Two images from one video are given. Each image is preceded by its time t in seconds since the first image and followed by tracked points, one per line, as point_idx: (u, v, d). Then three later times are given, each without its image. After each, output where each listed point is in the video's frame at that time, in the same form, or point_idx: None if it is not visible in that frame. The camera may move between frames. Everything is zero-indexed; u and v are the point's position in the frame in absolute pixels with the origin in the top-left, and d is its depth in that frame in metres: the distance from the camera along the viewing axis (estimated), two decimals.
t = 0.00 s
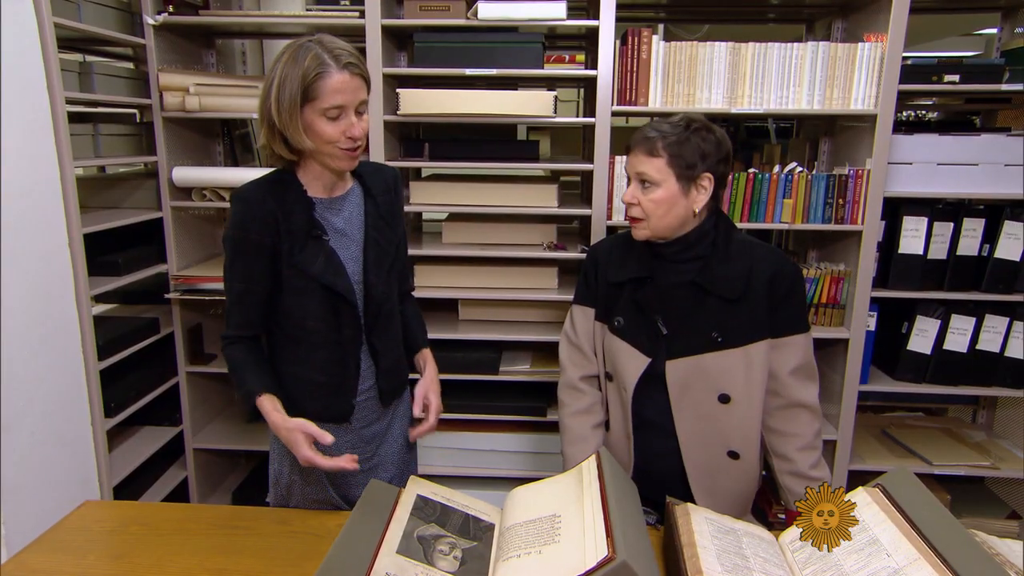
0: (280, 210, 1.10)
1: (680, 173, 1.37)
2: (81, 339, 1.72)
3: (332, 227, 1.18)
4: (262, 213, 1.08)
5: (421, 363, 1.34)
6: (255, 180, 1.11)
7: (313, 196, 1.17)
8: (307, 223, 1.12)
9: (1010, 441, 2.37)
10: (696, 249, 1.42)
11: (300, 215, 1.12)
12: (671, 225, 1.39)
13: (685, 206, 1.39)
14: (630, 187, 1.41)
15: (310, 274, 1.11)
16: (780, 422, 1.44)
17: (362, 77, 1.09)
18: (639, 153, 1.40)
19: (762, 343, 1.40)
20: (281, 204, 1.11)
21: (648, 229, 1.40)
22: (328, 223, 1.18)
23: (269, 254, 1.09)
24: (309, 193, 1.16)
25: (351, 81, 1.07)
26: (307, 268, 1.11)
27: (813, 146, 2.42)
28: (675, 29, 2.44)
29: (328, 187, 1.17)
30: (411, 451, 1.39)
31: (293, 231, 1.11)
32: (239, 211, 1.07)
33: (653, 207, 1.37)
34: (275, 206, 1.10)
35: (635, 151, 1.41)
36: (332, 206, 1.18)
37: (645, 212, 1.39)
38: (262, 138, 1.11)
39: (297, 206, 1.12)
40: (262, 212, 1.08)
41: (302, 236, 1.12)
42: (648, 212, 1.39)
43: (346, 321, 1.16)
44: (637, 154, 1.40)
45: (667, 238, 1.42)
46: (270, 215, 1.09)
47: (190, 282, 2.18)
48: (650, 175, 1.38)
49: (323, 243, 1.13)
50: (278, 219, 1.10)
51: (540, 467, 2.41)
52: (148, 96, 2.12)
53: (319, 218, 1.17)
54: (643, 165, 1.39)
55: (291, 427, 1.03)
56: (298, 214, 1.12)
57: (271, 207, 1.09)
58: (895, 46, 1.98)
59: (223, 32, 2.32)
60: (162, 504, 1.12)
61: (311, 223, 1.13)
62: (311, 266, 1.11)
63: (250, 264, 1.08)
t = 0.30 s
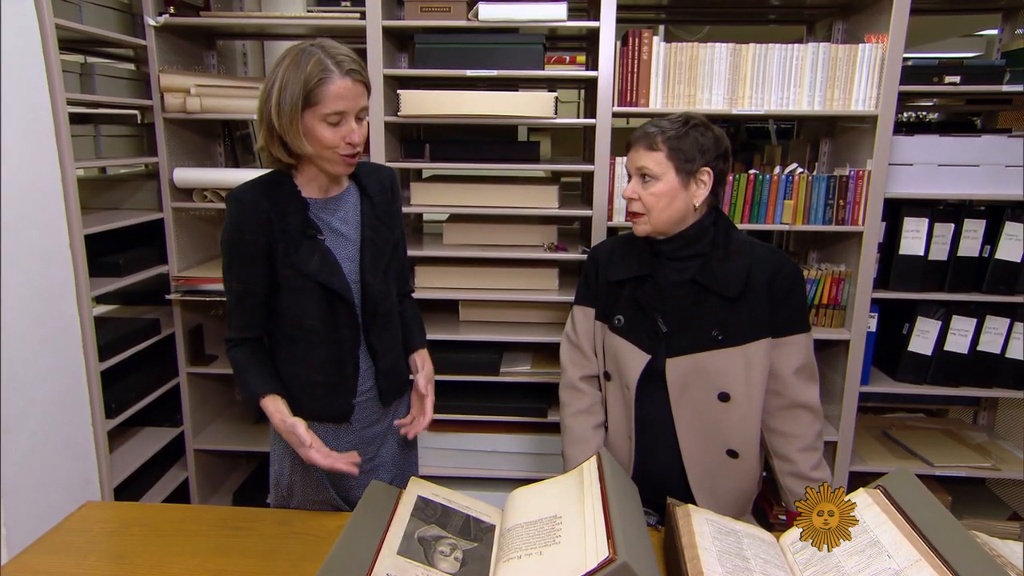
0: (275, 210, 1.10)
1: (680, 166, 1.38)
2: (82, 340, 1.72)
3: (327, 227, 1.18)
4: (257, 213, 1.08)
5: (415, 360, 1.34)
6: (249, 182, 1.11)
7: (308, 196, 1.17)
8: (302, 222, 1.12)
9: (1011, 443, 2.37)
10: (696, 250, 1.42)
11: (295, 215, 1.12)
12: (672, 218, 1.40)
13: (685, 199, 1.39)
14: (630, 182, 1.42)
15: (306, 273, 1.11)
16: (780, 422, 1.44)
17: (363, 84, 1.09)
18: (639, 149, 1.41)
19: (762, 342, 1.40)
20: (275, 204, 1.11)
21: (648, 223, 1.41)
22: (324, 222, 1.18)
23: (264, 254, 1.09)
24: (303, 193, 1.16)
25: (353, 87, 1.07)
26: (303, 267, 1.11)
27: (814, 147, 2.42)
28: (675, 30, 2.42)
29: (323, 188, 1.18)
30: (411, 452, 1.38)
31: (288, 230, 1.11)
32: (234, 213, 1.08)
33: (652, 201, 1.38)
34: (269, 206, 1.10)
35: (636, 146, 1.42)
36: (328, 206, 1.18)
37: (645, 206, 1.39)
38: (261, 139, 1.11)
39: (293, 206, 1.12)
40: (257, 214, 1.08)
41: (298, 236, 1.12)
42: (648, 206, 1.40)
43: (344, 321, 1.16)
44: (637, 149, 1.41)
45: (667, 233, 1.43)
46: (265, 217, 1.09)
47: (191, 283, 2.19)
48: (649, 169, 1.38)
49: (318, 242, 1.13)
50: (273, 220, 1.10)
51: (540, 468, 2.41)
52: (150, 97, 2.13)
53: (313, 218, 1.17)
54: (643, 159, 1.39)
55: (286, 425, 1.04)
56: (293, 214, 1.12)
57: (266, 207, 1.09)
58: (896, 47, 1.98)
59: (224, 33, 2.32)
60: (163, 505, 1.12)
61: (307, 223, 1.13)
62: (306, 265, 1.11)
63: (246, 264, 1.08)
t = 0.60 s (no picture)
0: (274, 212, 1.10)
1: (681, 166, 1.37)
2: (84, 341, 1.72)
3: (328, 228, 1.18)
4: (256, 215, 1.08)
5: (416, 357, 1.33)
6: (248, 184, 1.11)
7: (308, 198, 1.17)
8: (302, 224, 1.12)
9: (1014, 444, 2.36)
10: (697, 251, 1.42)
11: (295, 217, 1.12)
12: (672, 219, 1.39)
13: (685, 199, 1.39)
14: (631, 182, 1.42)
15: (306, 275, 1.11)
16: (781, 423, 1.44)
17: (365, 85, 1.10)
18: (641, 149, 1.41)
19: (763, 342, 1.39)
20: (274, 206, 1.10)
21: (648, 223, 1.41)
22: (324, 223, 1.18)
23: (264, 257, 1.09)
24: (303, 195, 1.16)
25: (355, 88, 1.07)
26: (302, 270, 1.11)
27: (816, 148, 2.42)
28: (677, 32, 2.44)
29: (323, 190, 1.18)
30: (413, 452, 1.38)
31: (287, 233, 1.11)
32: (233, 215, 1.08)
33: (653, 200, 1.38)
34: (268, 209, 1.10)
35: (637, 146, 1.42)
36: (328, 207, 1.19)
37: (646, 206, 1.39)
38: (262, 139, 1.11)
39: (293, 207, 1.12)
40: (257, 215, 1.08)
41: (298, 237, 1.12)
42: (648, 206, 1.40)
43: (344, 322, 1.16)
44: (640, 149, 1.41)
45: (668, 233, 1.43)
46: (265, 218, 1.09)
47: (192, 283, 2.19)
48: (650, 169, 1.38)
49: (318, 244, 1.13)
50: (272, 223, 1.10)
51: (541, 469, 2.41)
52: (152, 98, 2.13)
53: (313, 219, 1.17)
54: (645, 159, 1.39)
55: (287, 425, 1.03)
56: (292, 216, 1.11)
57: (266, 210, 1.09)
58: (898, 48, 1.98)
59: (226, 34, 2.32)
60: (164, 505, 1.12)
61: (306, 224, 1.13)
62: (306, 267, 1.11)
63: (246, 267, 1.08)
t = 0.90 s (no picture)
0: (274, 213, 1.10)
1: (684, 167, 1.37)
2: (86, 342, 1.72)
3: (328, 229, 1.18)
4: (255, 216, 1.08)
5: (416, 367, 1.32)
6: (248, 186, 1.11)
7: (306, 199, 1.17)
8: (301, 226, 1.12)
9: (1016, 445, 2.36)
10: (699, 252, 1.42)
11: (294, 219, 1.12)
12: (675, 219, 1.39)
13: (688, 200, 1.39)
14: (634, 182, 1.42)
15: (306, 276, 1.11)
16: (782, 424, 1.44)
17: (370, 87, 1.11)
18: (644, 148, 1.41)
19: (765, 343, 1.40)
20: (274, 208, 1.10)
21: (650, 222, 1.41)
22: (323, 224, 1.18)
23: (263, 259, 1.09)
24: (302, 195, 1.16)
25: (361, 88, 1.08)
26: (302, 271, 1.11)
27: (817, 148, 2.43)
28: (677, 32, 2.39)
29: (321, 190, 1.18)
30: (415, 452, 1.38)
31: (287, 234, 1.11)
32: (233, 218, 1.08)
33: (655, 200, 1.38)
34: (267, 211, 1.09)
35: (640, 146, 1.42)
36: (326, 208, 1.19)
37: (648, 206, 1.40)
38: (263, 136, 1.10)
39: (292, 209, 1.12)
40: (257, 217, 1.08)
41: (297, 238, 1.12)
42: (651, 205, 1.39)
43: (345, 323, 1.16)
44: (643, 148, 1.41)
45: (669, 234, 1.43)
46: (264, 220, 1.09)
47: (194, 284, 2.19)
48: (653, 168, 1.38)
49: (317, 245, 1.13)
50: (271, 224, 1.09)
51: (543, 469, 2.41)
52: (153, 99, 2.13)
53: (312, 220, 1.17)
54: (648, 159, 1.39)
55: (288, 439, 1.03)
56: (292, 218, 1.11)
57: (265, 211, 1.09)
58: (899, 48, 1.98)
59: (227, 35, 2.33)
60: (166, 506, 1.12)
61: (306, 226, 1.13)
62: (306, 269, 1.11)
63: (246, 269, 1.08)
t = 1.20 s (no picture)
0: (275, 215, 1.10)
1: (686, 169, 1.38)
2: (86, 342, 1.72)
3: (328, 231, 1.19)
4: (256, 219, 1.08)
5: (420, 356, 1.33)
6: (248, 189, 1.11)
7: (309, 200, 1.17)
8: (302, 228, 1.12)
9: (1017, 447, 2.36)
10: (701, 253, 1.42)
11: (294, 222, 1.11)
12: (677, 220, 1.39)
13: (690, 201, 1.39)
14: (636, 185, 1.42)
15: (306, 280, 1.11)
16: (784, 425, 1.44)
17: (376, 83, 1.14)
18: (648, 150, 1.40)
19: (766, 345, 1.40)
20: (275, 209, 1.10)
21: (654, 224, 1.40)
22: (324, 227, 1.18)
23: (264, 262, 1.09)
24: (304, 198, 1.16)
25: (370, 84, 1.12)
26: (303, 274, 1.11)
27: (818, 149, 2.43)
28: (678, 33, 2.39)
29: (323, 190, 1.18)
30: (416, 452, 1.38)
31: (288, 237, 1.11)
32: (233, 221, 1.08)
33: (660, 202, 1.38)
34: (268, 214, 1.09)
35: (644, 148, 1.41)
36: (326, 210, 1.19)
37: (650, 208, 1.40)
38: (268, 137, 1.09)
39: (293, 212, 1.12)
40: (258, 220, 1.08)
41: (298, 241, 1.12)
42: (657, 207, 1.39)
43: (346, 326, 1.16)
44: (645, 151, 1.41)
45: (671, 235, 1.43)
46: (265, 223, 1.09)
47: (195, 285, 2.19)
48: (659, 170, 1.38)
49: (318, 248, 1.13)
50: (272, 228, 1.09)
51: (544, 471, 2.40)
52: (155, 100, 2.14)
53: (312, 222, 1.17)
54: (652, 162, 1.39)
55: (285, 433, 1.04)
56: (292, 221, 1.11)
57: (265, 214, 1.09)
58: (900, 49, 1.98)
59: (229, 36, 2.33)
60: (166, 507, 1.12)
61: (306, 229, 1.13)
62: (307, 272, 1.11)
63: (247, 272, 1.08)
